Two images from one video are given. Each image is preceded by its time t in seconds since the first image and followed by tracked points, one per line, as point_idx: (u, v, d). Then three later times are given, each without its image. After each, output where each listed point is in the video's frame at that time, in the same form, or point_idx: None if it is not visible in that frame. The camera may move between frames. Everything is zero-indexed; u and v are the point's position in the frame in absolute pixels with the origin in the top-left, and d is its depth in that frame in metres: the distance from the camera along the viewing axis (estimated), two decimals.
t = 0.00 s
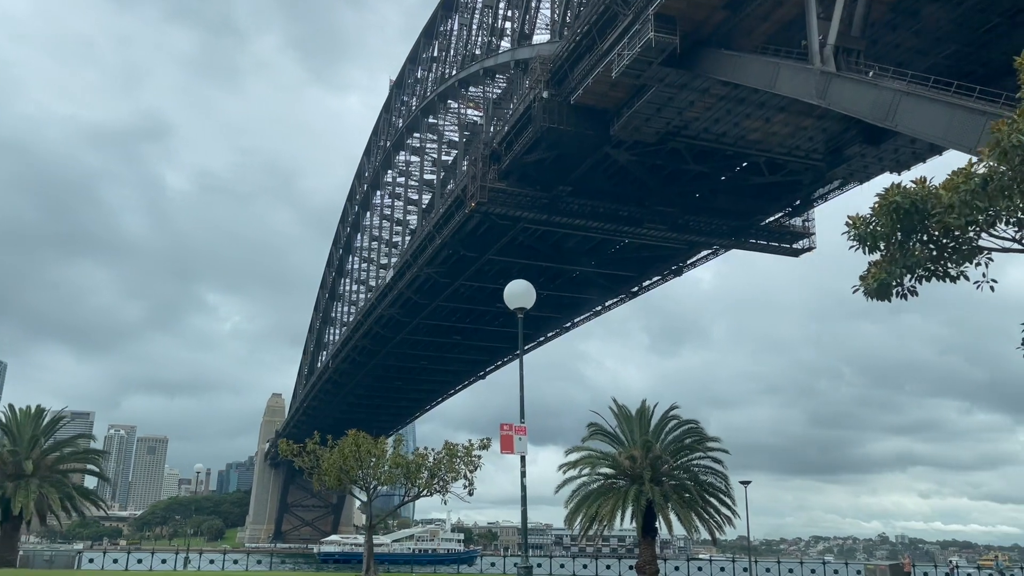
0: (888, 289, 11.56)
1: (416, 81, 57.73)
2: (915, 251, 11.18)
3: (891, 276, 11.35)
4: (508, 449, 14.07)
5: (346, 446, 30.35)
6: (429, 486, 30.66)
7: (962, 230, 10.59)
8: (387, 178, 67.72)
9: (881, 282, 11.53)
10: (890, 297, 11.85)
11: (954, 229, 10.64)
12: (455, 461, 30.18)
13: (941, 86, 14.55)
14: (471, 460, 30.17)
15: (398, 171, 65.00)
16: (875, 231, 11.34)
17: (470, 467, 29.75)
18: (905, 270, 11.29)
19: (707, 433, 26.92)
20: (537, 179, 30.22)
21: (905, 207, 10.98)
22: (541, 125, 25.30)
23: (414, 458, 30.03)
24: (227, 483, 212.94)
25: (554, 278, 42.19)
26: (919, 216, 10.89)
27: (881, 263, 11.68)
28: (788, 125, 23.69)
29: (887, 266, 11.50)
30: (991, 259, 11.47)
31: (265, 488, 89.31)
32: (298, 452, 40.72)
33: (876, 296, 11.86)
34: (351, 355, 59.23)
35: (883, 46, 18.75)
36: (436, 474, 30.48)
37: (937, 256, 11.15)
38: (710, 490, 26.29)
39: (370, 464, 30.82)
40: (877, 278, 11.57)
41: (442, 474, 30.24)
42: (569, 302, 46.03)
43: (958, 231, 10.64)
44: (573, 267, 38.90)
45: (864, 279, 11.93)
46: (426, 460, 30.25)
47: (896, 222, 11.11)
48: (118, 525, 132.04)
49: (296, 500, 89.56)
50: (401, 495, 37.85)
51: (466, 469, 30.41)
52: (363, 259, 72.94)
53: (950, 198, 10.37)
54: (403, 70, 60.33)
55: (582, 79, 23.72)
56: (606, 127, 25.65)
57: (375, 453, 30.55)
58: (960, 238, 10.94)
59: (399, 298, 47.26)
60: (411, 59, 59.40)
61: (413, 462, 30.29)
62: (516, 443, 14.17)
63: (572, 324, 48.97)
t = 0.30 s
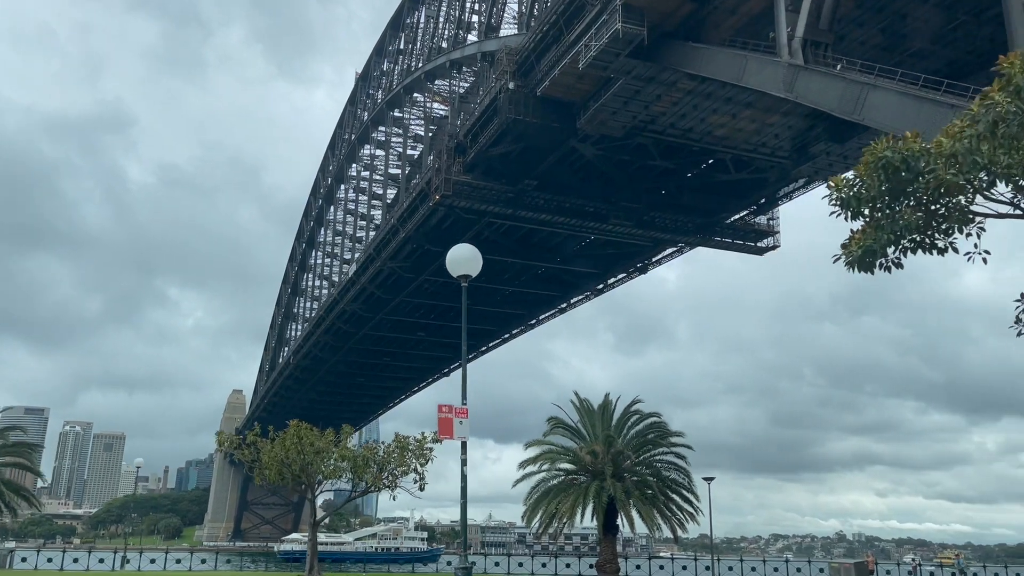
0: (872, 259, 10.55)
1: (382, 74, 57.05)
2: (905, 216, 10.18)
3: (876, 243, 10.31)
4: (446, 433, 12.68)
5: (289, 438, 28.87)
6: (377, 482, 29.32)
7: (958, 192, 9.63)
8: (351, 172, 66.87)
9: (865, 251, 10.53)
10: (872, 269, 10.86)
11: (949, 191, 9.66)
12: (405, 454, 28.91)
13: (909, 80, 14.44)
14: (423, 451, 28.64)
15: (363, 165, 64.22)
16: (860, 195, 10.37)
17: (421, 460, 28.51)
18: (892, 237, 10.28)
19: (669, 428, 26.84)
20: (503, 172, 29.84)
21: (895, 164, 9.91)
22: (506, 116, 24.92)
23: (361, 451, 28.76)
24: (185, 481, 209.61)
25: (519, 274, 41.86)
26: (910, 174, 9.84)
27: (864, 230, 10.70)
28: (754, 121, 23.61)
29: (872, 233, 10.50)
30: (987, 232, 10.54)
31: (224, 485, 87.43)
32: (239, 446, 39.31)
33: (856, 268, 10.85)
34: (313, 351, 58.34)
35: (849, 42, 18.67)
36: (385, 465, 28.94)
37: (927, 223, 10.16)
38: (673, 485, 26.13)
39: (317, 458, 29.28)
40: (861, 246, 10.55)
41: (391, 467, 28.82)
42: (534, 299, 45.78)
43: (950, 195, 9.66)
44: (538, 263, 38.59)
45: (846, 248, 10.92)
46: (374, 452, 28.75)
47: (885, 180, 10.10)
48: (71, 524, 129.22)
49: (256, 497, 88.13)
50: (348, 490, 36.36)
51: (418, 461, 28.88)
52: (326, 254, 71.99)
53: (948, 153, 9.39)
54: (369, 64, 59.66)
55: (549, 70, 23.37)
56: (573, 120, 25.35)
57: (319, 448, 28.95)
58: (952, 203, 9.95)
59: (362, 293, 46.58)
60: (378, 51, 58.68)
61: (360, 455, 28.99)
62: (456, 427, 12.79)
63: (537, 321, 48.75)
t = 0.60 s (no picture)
0: (863, 221, 9.79)
1: (347, 66, 56.30)
2: (899, 171, 9.42)
3: (869, 202, 9.54)
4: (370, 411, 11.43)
5: (229, 428, 27.19)
6: (324, 476, 27.83)
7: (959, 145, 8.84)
8: (316, 165, 65.96)
9: (854, 211, 9.76)
10: (858, 234, 10.13)
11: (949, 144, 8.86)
12: (355, 447, 27.46)
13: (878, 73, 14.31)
14: (372, 446, 27.57)
15: (328, 157, 63.37)
16: (850, 147, 9.57)
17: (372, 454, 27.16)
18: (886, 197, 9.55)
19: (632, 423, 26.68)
20: (468, 164, 29.43)
21: (890, 108, 9.03)
22: (472, 107, 24.52)
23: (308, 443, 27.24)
24: (144, 478, 205.85)
25: (485, 269, 41.48)
26: (907, 121, 9.00)
27: (853, 188, 9.94)
28: (721, 117, 23.47)
29: (861, 191, 9.76)
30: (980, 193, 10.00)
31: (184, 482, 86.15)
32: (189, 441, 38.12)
33: (842, 231, 10.10)
34: (275, 346, 57.40)
35: (817, 37, 18.56)
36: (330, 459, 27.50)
37: (921, 181, 9.45)
38: (636, 481, 25.97)
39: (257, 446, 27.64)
40: (851, 206, 9.78)
41: (339, 460, 27.35)
42: (500, 295, 45.41)
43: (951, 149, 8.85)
44: (504, 258, 38.23)
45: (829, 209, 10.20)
46: (319, 444, 27.26)
47: (877, 129, 9.26)
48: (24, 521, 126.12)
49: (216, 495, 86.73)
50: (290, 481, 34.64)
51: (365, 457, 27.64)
52: (290, 248, 70.91)
53: (951, 98, 8.62)
54: (335, 56, 58.90)
55: (516, 60, 23.02)
56: (540, 112, 25.02)
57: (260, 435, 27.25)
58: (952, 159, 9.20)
59: (325, 287, 45.85)
60: (344, 43, 57.91)
61: (306, 447, 27.47)
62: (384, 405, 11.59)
63: (503, 318, 48.39)
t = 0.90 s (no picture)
0: (858, 167, 9.07)
1: (315, 57, 55.46)
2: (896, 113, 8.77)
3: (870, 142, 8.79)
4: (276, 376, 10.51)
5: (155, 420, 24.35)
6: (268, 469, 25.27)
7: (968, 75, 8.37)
8: (282, 157, 64.95)
9: (848, 156, 9.03)
10: (847, 188, 9.32)
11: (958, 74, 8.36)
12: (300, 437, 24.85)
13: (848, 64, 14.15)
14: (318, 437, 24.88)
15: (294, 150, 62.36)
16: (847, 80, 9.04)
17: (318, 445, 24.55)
18: (888, 137, 8.87)
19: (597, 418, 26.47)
20: (435, 156, 28.95)
21: (891, 35, 8.46)
22: (439, 96, 24.07)
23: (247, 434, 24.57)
24: (102, 475, 201.91)
25: (452, 264, 41.02)
26: (910, 50, 8.45)
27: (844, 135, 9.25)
28: (691, 111, 23.27)
29: (855, 135, 9.06)
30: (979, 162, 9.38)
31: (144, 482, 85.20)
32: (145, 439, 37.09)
33: (832, 181, 9.35)
34: (237, 340, 56.39)
35: (788, 31, 18.40)
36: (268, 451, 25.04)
37: (920, 125, 8.88)
38: (600, 477, 25.72)
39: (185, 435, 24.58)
40: (846, 150, 9.04)
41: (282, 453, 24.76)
42: (467, 291, 44.98)
43: (960, 78, 8.38)
44: (471, 253, 37.81)
45: (817, 160, 9.41)
46: (262, 435, 24.67)
47: (877, 59, 8.73)
48: None
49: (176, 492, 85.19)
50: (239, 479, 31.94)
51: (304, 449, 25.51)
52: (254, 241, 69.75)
53: (961, 22, 8.19)
54: (302, 46, 58.02)
55: (484, 49, 22.61)
56: (508, 103, 24.62)
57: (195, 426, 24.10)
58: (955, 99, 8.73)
59: (288, 281, 45.07)
60: (312, 33, 57.04)
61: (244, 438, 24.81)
62: (290, 376, 10.56)
63: (470, 313, 47.96)
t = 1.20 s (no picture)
0: (856, 94, 8.70)
1: (282, 47, 54.55)
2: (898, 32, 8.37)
3: (871, 65, 8.34)
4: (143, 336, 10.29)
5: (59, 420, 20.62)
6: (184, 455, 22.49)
7: None
8: (248, 148, 63.88)
9: (846, 81, 8.66)
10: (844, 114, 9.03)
11: None
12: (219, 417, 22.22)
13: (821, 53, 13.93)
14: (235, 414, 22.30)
15: (260, 141, 61.31)
16: None
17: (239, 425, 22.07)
18: (890, 64, 8.50)
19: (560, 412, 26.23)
20: (401, 146, 28.42)
21: None
22: (406, 85, 23.59)
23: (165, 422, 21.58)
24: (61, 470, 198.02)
25: (419, 258, 40.51)
26: None
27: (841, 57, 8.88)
28: (661, 106, 23.03)
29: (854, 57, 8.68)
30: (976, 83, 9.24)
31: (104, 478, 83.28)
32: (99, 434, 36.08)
33: (826, 113, 9.00)
34: (199, 333, 55.32)
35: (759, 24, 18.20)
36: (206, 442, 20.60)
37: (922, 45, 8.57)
38: (563, 472, 25.45)
39: (107, 427, 20.51)
40: (844, 74, 8.64)
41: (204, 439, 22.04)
42: (435, 285, 44.50)
43: None
44: (439, 248, 37.32)
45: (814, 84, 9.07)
46: (194, 422, 20.28)
47: None
48: None
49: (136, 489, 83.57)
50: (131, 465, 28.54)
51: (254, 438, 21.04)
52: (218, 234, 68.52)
53: None
54: (268, 35, 57.04)
55: (452, 37, 22.18)
56: (477, 93, 24.20)
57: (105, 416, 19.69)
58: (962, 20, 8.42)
59: (252, 273, 44.23)
60: (279, 23, 56.07)
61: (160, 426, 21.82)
62: (161, 332, 10.31)
63: (437, 309, 47.49)
